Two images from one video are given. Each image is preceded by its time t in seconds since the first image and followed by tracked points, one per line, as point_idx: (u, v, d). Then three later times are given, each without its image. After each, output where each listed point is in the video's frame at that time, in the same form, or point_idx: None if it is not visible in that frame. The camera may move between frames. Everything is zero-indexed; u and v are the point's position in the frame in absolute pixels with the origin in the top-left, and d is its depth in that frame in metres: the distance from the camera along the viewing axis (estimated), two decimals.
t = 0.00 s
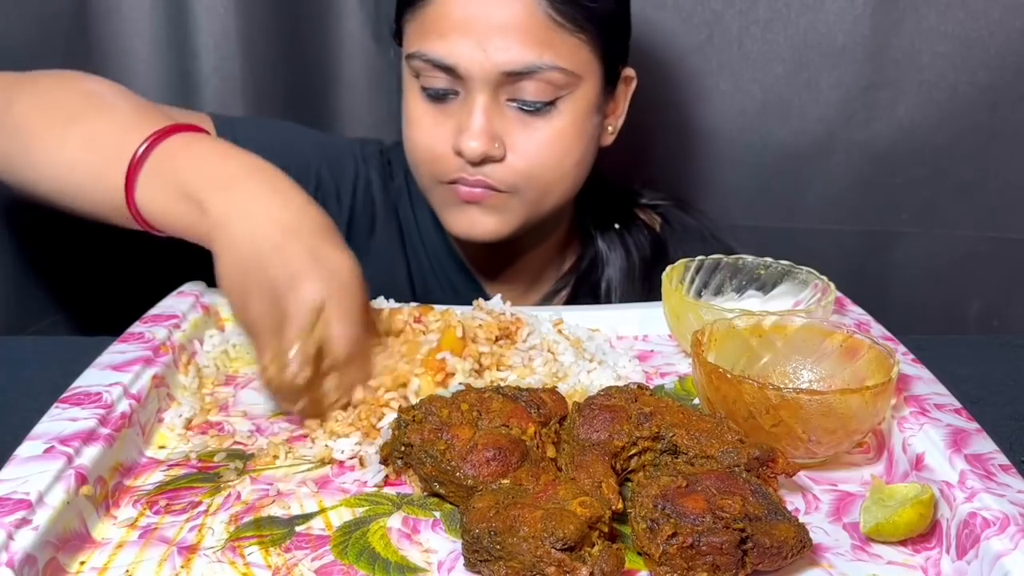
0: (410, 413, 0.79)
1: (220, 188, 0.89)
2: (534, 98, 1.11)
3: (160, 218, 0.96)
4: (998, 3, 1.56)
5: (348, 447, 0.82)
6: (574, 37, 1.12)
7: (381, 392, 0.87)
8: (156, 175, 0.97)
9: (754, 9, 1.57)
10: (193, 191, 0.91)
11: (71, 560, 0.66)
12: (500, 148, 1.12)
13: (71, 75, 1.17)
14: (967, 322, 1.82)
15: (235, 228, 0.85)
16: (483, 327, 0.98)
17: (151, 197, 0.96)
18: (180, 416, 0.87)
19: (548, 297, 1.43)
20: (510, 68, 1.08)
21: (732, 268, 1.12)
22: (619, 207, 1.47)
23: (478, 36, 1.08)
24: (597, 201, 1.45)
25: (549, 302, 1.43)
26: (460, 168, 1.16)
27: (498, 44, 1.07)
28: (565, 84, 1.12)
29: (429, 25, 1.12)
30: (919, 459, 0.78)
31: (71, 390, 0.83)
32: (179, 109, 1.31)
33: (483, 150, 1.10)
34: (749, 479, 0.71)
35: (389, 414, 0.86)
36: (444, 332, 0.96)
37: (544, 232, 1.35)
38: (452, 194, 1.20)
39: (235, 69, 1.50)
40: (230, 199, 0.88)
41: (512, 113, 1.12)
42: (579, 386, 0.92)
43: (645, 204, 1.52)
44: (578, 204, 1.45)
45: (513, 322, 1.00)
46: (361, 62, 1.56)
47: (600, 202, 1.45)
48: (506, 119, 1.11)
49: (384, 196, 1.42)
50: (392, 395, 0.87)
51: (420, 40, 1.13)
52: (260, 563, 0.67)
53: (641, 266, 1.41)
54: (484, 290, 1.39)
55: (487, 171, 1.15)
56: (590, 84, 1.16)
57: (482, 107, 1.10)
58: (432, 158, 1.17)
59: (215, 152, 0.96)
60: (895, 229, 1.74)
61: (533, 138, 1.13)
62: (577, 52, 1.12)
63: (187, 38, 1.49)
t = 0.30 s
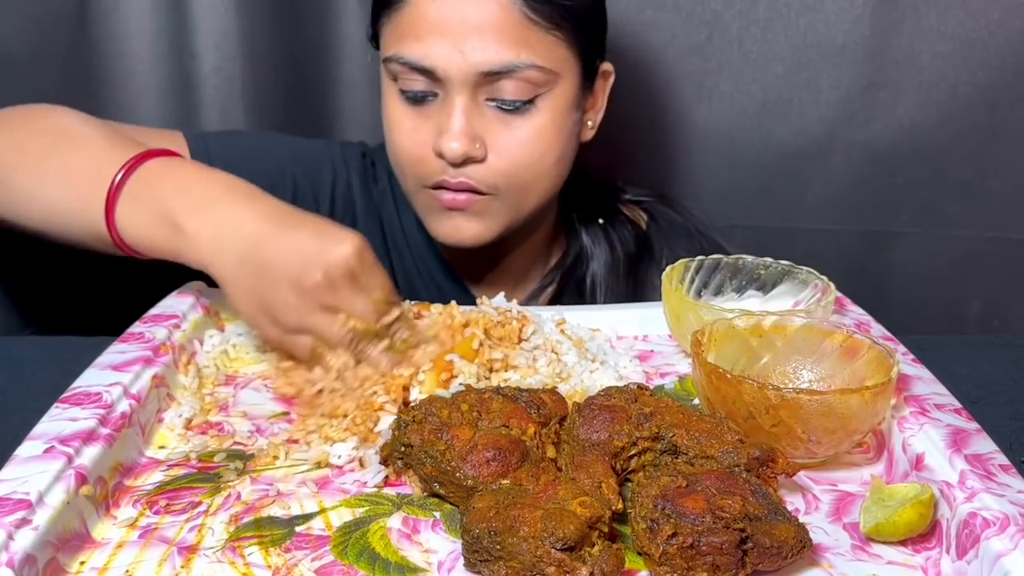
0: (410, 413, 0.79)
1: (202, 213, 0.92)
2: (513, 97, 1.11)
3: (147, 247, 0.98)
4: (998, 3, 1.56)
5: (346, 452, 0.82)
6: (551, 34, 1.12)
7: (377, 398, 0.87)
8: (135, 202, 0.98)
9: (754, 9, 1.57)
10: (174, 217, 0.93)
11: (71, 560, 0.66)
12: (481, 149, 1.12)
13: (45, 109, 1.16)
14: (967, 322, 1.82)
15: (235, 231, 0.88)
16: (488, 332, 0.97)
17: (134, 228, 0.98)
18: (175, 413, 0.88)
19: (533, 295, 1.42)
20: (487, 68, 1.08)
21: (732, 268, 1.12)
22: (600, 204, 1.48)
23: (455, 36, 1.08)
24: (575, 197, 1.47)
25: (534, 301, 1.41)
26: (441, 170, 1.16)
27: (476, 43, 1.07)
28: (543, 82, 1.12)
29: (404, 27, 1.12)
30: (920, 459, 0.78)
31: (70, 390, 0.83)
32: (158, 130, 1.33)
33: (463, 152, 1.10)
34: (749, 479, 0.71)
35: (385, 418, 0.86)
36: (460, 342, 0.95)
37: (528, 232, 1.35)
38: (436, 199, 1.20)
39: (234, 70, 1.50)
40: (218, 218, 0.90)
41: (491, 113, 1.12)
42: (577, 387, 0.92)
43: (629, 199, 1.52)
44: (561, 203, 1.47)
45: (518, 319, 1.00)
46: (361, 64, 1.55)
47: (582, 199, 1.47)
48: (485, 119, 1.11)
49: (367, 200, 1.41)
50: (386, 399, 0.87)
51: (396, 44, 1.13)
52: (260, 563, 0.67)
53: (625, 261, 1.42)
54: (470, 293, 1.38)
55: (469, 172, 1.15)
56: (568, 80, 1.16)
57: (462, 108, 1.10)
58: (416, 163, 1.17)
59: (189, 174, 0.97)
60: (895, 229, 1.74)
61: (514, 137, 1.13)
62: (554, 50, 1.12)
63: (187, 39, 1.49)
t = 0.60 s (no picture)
0: (410, 413, 0.79)
1: (207, 205, 0.92)
2: (516, 92, 1.11)
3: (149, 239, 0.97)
4: (998, 3, 1.55)
5: (340, 459, 0.81)
6: (555, 30, 1.12)
7: (370, 404, 0.87)
8: (140, 193, 0.97)
9: (754, 9, 1.57)
10: (179, 209, 0.93)
11: (71, 560, 0.66)
12: (485, 144, 1.12)
13: (54, 91, 1.13)
14: (967, 322, 1.82)
15: (243, 225, 0.89)
16: (485, 334, 0.97)
17: (137, 219, 0.96)
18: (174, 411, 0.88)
19: (537, 290, 1.42)
20: (491, 63, 1.08)
21: (732, 268, 1.12)
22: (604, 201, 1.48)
23: (459, 32, 1.08)
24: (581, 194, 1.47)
25: (537, 294, 1.42)
26: (446, 164, 1.16)
27: (480, 40, 1.07)
28: (547, 78, 1.12)
29: (409, 24, 1.12)
30: (919, 459, 0.78)
31: (70, 390, 0.83)
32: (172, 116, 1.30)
33: (468, 147, 1.10)
34: (749, 479, 0.71)
35: (379, 423, 0.85)
36: (458, 342, 0.95)
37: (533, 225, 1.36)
38: (440, 192, 1.20)
39: (235, 70, 1.51)
40: (218, 216, 0.90)
41: (496, 109, 1.12)
42: (576, 388, 0.92)
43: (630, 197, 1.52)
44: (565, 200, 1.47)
45: (517, 320, 1.00)
46: (361, 63, 1.55)
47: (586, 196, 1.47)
48: (489, 114, 1.11)
49: (376, 192, 1.42)
50: (380, 405, 0.87)
51: (401, 40, 1.13)
52: (261, 563, 0.67)
53: (628, 257, 1.42)
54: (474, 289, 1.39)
55: (472, 166, 1.15)
56: (572, 76, 1.16)
57: (466, 103, 1.10)
58: (419, 157, 1.17)
59: (197, 165, 0.96)
60: (896, 229, 1.74)
61: (517, 133, 1.13)
62: (558, 46, 1.13)
63: (187, 39, 1.49)
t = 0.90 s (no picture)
0: (410, 413, 0.79)
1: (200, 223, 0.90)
2: (534, 84, 1.11)
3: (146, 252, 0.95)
4: (998, 3, 1.55)
5: (340, 459, 0.81)
6: (573, 25, 1.12)
7: (370, 404, 0.87)
8: (137, 207, 0.96)
9: (754, 9, 1.56)
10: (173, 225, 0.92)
11: (71, 560, 0.66)
12: (502, 136, 1.12)
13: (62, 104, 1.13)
14: (967, 321, 1.82)
15: (236, 246, 0.87)
16: (485, 334, 0.97)
17: (134, 232, 0.95)
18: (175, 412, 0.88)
19: (546, 286, 1.42)
20: (512, 56, 1.08)
21: (732, 268, 1.12)
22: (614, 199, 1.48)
23: (480, 24, 1.08)
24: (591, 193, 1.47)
25: (547, 290, 1.42)
26: (463, 155, 1.16)
27: (500, 32, 1.07)
28: (565, 71, 1.12)
29: (430, 14, 1.12)
30: (919, 459, 0.78)
31: (71, 390, 0.83)
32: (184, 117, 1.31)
33: (485, 138, 1.10)
34: (748, 479, 0.71)
35: (379, 423, 0.85)
36: (458, 343, 0.95)
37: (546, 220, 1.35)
38: (456, 183, 1.20)
39: (235, 70, 1.50)
40: (209, 235, 0.89)
41: (514, 101, 1.12)
42: (576, 388, 0.92)
43: (640, 194, 1.53)
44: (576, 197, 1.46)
45: (517, 320, 1.00)
46: (361, 64, 1.56)
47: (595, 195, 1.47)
48: (507, 107, 1.11)
49: (389, 185, 1.42)
50: (380, 406, 0.87)
51: (422, 30, 1.13)
52: (260, 563, 0.67)
53: (637, 253, 1.43)
54: (488, 282, 1.38)
55: (490, 157, 1.15)
56: (589, 71, 1.15)
57: (484, 95, 1.10)
58: (436, 150, 1.18)
59: (195, 181, 0.94)
60: (896, 229, 1.74)
61: (535, 126, 1.13)
62: (576, 41, 1.12)
63: (187, 40, 1.49)
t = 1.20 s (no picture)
0: (410, 413, 0.79)
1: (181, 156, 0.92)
2: (535, 86, 1.11)
3: (127, 197, 0.97)
4: (998, 3, 1.55)
5: (340, 457, 0.81)
6: (575, 27, 1.12)
7: (370, 403, 0.87)
8: (115, 157, 0.98)
9: (754, 9, 1.56)
10: (154, 160, 0.93)
11: (71, 560, 0.66)
12: (502, 136, 1.12)
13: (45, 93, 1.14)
14: (967, 321, 1.82)
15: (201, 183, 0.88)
16: (485, 333, 0.97)
17: (116, 177, 0.97)
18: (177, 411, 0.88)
19: (547, 288, 1.42)
20: (512, 56, 1.08)
21: (732, 268, 1.12)
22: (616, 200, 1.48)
23: (482, 24, 1.08)
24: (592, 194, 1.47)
25: (549, 291, 1.42)
26: (463, 156, 1.16)
27: (502, 32, 1.07)
28: (565, 73, 1.12)
29: (432, 14, 1.12)
30: (920, 459, 0.78)
31: (70, 390, 0.83)
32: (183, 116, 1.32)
33: (485, 138, 1.10)
34: (749, 479, 0.71)
35: (379, 422, 0.85)
36: (458, 342, 0.95)
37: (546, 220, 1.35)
38: (456, 184, 1.20)
39: (234, 70, 1.50)
40: (191, 163, 0.90)
41: (513, 102, 1.12)
42: (576, 388, 0.92)
43: (641, 196, 1.52)
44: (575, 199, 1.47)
45: (517, 320, 1.00)
46: (361, 63, 1.56)
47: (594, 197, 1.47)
48: (507, 108, 1.11)
49: (383, 189, 1.42)
50: (380, 404, 0.87)
51: (423, 30, 1.13)
52: (261, 563, 0.67)
53: (639, 255, 1.43)
54: (486, 283, 1.38)
55: (489, 157, 1.15)
56: (590, 73, 1.15)
57: (485, 95, 1.10)
58: (436, 150, 1.18)
59: (169, 130, 0.97)
60: (896, 229, 1.74)
61: (535, 127, 1.13)
62: (578, 43, 1.12)
63: (187, 40, 1.49)
